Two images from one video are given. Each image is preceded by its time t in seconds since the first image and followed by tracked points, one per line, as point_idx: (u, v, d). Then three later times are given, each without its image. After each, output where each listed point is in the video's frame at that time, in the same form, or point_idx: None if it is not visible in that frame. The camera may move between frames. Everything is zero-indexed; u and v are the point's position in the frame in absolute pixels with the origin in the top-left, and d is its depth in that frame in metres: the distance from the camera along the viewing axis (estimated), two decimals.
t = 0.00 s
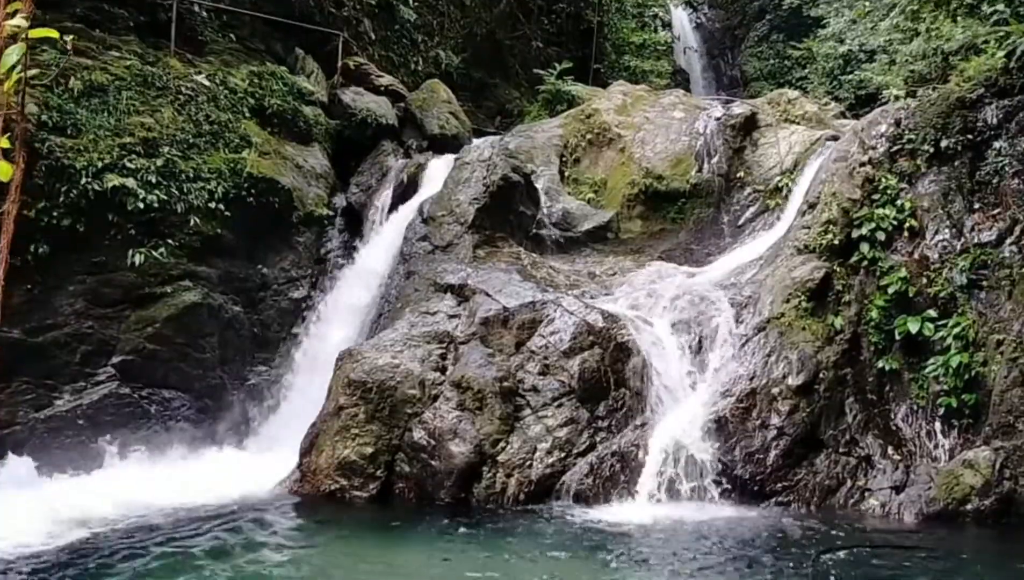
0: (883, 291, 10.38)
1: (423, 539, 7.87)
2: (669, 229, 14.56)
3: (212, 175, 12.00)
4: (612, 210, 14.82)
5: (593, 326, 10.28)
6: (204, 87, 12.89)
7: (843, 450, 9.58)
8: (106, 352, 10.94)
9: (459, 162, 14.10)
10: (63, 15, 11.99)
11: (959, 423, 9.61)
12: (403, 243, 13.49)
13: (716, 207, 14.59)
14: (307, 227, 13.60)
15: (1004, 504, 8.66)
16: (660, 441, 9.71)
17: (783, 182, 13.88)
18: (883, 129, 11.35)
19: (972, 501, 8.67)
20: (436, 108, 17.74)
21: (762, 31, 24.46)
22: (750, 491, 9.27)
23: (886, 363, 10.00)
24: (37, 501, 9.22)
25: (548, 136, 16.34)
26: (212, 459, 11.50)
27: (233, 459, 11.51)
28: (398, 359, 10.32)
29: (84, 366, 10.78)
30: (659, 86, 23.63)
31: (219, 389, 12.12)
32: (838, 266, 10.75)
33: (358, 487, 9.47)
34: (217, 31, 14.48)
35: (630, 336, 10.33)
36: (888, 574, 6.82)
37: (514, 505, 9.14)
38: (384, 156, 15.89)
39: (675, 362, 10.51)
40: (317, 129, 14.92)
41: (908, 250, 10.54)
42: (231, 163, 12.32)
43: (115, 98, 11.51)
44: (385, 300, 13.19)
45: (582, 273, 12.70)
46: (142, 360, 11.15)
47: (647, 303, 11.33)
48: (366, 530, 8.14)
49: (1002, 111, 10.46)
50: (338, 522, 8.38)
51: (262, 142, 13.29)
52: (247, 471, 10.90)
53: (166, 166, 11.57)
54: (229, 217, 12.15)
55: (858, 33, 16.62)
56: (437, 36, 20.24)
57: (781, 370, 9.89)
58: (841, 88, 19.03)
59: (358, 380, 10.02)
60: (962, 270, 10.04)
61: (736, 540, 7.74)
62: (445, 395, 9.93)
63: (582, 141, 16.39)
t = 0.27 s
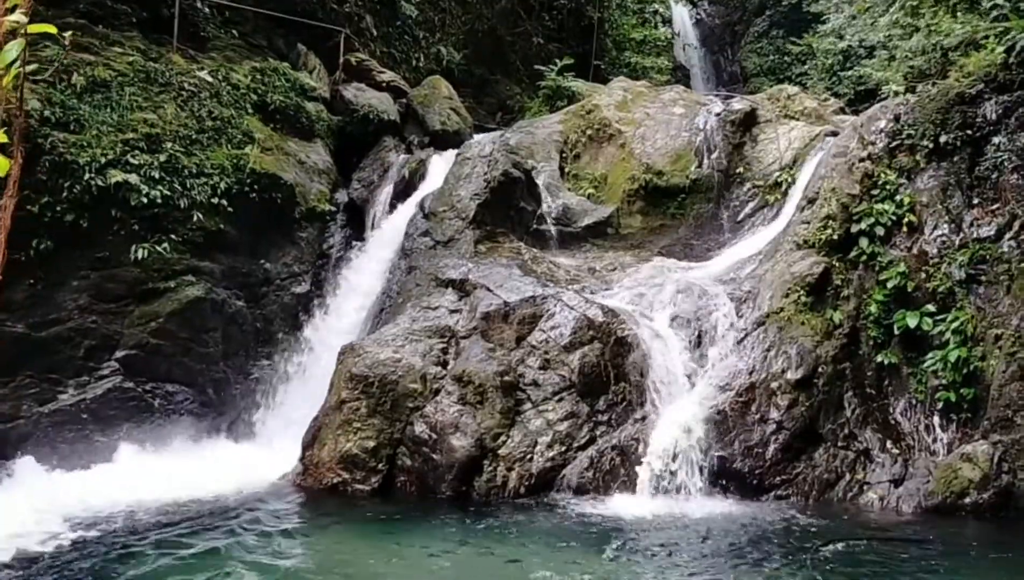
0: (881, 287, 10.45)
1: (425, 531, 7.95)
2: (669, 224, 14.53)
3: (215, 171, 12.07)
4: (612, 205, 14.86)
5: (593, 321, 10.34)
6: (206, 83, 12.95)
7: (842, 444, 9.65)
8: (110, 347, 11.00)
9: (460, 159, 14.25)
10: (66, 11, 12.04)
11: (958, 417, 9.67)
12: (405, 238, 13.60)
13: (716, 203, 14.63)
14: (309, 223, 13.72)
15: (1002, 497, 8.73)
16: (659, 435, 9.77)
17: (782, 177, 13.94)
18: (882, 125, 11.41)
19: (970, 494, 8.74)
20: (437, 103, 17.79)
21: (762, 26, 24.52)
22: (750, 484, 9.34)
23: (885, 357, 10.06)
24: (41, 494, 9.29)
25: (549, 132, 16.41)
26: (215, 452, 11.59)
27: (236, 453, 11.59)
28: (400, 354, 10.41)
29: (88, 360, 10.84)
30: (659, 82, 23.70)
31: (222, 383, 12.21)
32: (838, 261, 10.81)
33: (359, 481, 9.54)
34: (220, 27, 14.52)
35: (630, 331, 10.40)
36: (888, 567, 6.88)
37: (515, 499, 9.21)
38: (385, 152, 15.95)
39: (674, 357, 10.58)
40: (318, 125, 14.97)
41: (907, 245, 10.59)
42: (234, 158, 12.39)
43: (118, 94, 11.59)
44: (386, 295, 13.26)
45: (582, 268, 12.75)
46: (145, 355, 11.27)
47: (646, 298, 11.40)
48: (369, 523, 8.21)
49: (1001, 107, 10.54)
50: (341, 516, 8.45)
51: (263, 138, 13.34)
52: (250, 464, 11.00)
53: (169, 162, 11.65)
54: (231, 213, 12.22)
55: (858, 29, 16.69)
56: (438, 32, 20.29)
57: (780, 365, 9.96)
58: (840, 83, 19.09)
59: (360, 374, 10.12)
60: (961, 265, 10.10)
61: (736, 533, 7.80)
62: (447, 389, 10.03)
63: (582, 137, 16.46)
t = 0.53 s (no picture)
0: (887, 278, 10.41)
1: (430, 523, 7.96)
2: (674, 216, 14.47)
3: (219, 163, 12.06)
4: (616, 197, 14.76)
5: (598, 313, 10.35)
6: (210, 75, 12.93)
7: (847, 436, 9.62)
8: (115, 338, 11.01)
9: (465, 150, 14.22)
10: (69, 2, 12.00)
11: (963, 409, 9.59)
12: (409, 230, 13.62)
13: (721, 194, 14.55)
14: (313, 214, 13.72)
15: (1008, 490, 8.66)
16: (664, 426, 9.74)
17: (788, 168, 13.97)
18: (889, 116, 11.37)
19: (975, 486, 8.72)
20: (442, 95, 17.76)
21: (768, 17, 24.43)
22: (754, 477, 9.31)
23: (890, 349, 10.02)
24: (46, 486, 9.30)
25: (554, 123, 16.37)
26: (220, 443, 11.60)
27: (241, 444, 11.59)
28: (404, 345, 10.40)
29: (93, 352, 10.85)
30: (664, 73, 23.64)
31: (227, 375, 12.22)
32: (844, 253, 10.78)
33: (364, 472, 9.54)
34: (223, 18, 14.48)
35: (634, 322, 10.37)
36: (894, 559, 6.87)
37: (519, 490, 9.20)
38: (390, 143, 15.93)
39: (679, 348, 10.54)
40: (322, 116, 14.93)
41: (913, 236, 10.54)
42: (238, 150, 12.38)
43: (122, 85, 11.57)
44: (390, 287, 13.25)
45: (586, 260, 12.69)
46: (149, 347, 11.25)
47: (651, 290, 11.37)
48: (373, 515, 8.21)
49: (1009, 97, 10.48)
50: (345, 508, 8.45)
51: (267, 129, 13.31)
52: (255, 455, 11.01)
53: (173, 154, 11.63)
54: (235, 205, 12.21)
55: (864, 19, 16.62)
56: (443, 22, 20.23)
57: (786, 356, 9.94)
58: (847, 74, 19.00)
59: (364, 366, 10.12)
60: (967, 256, 10.04)
61: (742, 525, 7.79)
62: (452, 380, 10.03)
63: (587, 128, 16.41)
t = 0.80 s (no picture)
0: (894, 273, 10.37)
1: (436, 516, 7.96)
2: (680, 209, 14.49)
3: (225, 156, 12.07)
4: (622, 190, 14.77)
5: (604, 307, 10.31)
6: (216, 68, 12.94)
7: (854, 430, 9.61)
8: (122, 332, 11.04)
9: (470, 144, 14.19)
10: None
11: (970, 403, 9.62)
12: (415, 224, 13.66)
13: (728, 187, 14.54)
14: (319, 208, 13.70)
15: (1015, 484, 8.67)
16: (670, 420, 9.73)
17: (794, 162, 13.84)
18: (896, 109, 11.33)
19: (982, 480, 8.70)
20: (447, 88, 17.75)
21: (775, 10, 24.38)
22: (761, 471, 9.30)
23: (897, 343, 10.00)
24: (54, 479, 9.33)
25: (560, 116, 16.50)
26: (227, 437, 11.62)
27: (248, 437, 11.62)
28: (410, 339, 10.40)
29: (100, 345, 10.88)
30: (670, 66, 23.59)
31: (234, 368, 12.24)
32: (851, 246, 10.73)
33: (370, 466, 9.56)
34: (229, 12, 14.47)
35: (641, 317, 10.38)
36: (901, 553, 6.86)
37: (525, 484, 9.21)
38: (396, 136, 15.92)
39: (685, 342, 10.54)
40: (328, 110, 14.92)
41: (920, 230, 10.51)
42: (244, 144, 12.39)
43: (128, 79, 11.58)
44: (396, 281, 13.27)
45: (592, 254, 12.69)
46: (156, 340, 11.28)
47: (657, 283, 11.34)
48: (380, 508, 8.22)
49: (1016, 90, 10.48)
50: (352, 501, 8.47)
51: (273, 123, 13.31)
52: (261, 449, 11.05)
53: (179, 147, 11.64)
54: (241, 198, 12.22)
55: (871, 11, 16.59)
56: (448, 15, 20.21)
57: (792, 350, 9.92)
58: (854, 67, 18.95)
59: (370, 359, 10.13)
60: (974, 250, 10.01)
61: (748, 518, 7.80)
62: (457, 374, 10.03)
63: (593, 121, 16.40)
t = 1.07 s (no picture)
0: (903, 263, 10.34)
1: (442, 507, 7.95)
2: (688, 198, 14.44)
3: (231, 146, 12.06)
4: (630, 180, 14.72)
5: (611, 297, 10.29)
6: (222, 58, 12.91)
7: (862, 421, 9.57)
8: (129, 322, 11.06)
9: (477, 134, 14.18)
10: None
11: (979, 394, 9.52)
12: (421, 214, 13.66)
13: (736, 177, 14.46)
14: (326, 198, 13.69)
15: None
16: (677, 411, 9.71)
17: (803, 151, 13.74)
18: (906, 98, 11.27)
19: (991, 471, 8.63)
20: (454, 78, 17.69)
21: None
22: (769, 462, 9.25)
23: (905, 334, 9.95)
24: (66, 469, 9.37)
25: (566, 106, 16.33)
26: (235, 426, 11.65)
27: (255, 428, 11.64)
28: (417, 330, 10.39)
29: (108, 335, 10.89)
30: (678, 55, 23.46)
31: (241, 358, 12.26)
32: (860, 237, 10.70)
33: (377, 456, 9.55)
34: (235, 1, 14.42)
35: (647, 308, 10.33)
36: (908, 544, 6.84)
37: (532, 474, 9.18)
38: (402, 127, 15.88)
39: (693, 333, 10.50)
40: (334, 100, 14.88)
41: (930, 220, 10.44)
42: (250, 134, 12.37)
43: (134, 69, 11.56)
44: (402, 271, 13.25)
45: (599, 244, 12.65)
46: (163, 331, 11.29)
47: (664, 274, 11.31)
48: (387, 498, 8.22)
49: None
50: (358, 491, 8.48)
51: (279, 113, 13.28)
52: (268, 439, 11.07)
53: (185, 137, 11.62)
54: (247, 189, 12.21)
55: None
56: (455, 5, 20.14)
57: (800, 341, 9.89)
58: (863, 56, 18.81)
59: (377, 350, 10.14)
60: (984, 240, 9.92)
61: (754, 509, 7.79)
62: (464, 364, 10.02)
63: (600, 111, 16.28)
